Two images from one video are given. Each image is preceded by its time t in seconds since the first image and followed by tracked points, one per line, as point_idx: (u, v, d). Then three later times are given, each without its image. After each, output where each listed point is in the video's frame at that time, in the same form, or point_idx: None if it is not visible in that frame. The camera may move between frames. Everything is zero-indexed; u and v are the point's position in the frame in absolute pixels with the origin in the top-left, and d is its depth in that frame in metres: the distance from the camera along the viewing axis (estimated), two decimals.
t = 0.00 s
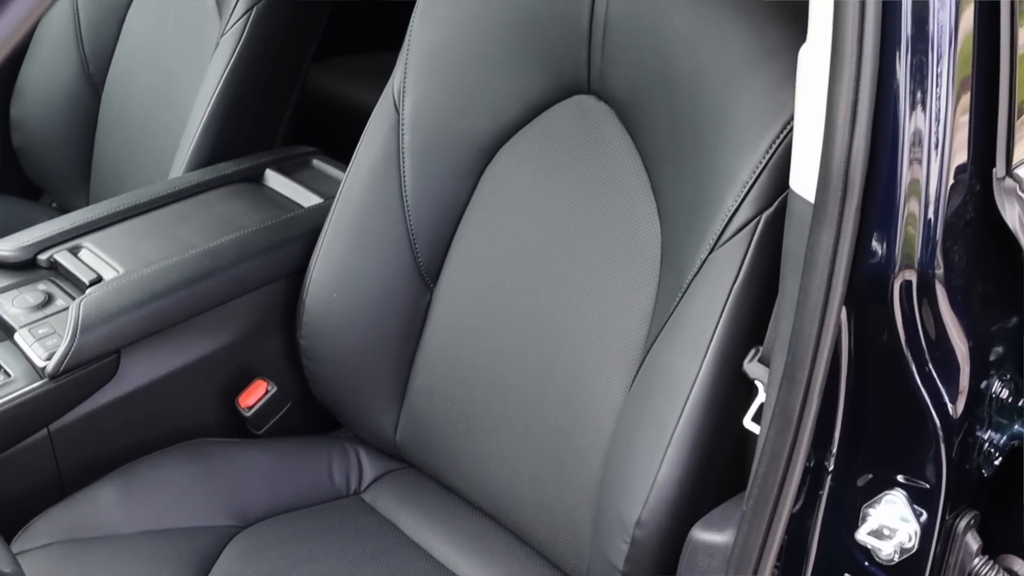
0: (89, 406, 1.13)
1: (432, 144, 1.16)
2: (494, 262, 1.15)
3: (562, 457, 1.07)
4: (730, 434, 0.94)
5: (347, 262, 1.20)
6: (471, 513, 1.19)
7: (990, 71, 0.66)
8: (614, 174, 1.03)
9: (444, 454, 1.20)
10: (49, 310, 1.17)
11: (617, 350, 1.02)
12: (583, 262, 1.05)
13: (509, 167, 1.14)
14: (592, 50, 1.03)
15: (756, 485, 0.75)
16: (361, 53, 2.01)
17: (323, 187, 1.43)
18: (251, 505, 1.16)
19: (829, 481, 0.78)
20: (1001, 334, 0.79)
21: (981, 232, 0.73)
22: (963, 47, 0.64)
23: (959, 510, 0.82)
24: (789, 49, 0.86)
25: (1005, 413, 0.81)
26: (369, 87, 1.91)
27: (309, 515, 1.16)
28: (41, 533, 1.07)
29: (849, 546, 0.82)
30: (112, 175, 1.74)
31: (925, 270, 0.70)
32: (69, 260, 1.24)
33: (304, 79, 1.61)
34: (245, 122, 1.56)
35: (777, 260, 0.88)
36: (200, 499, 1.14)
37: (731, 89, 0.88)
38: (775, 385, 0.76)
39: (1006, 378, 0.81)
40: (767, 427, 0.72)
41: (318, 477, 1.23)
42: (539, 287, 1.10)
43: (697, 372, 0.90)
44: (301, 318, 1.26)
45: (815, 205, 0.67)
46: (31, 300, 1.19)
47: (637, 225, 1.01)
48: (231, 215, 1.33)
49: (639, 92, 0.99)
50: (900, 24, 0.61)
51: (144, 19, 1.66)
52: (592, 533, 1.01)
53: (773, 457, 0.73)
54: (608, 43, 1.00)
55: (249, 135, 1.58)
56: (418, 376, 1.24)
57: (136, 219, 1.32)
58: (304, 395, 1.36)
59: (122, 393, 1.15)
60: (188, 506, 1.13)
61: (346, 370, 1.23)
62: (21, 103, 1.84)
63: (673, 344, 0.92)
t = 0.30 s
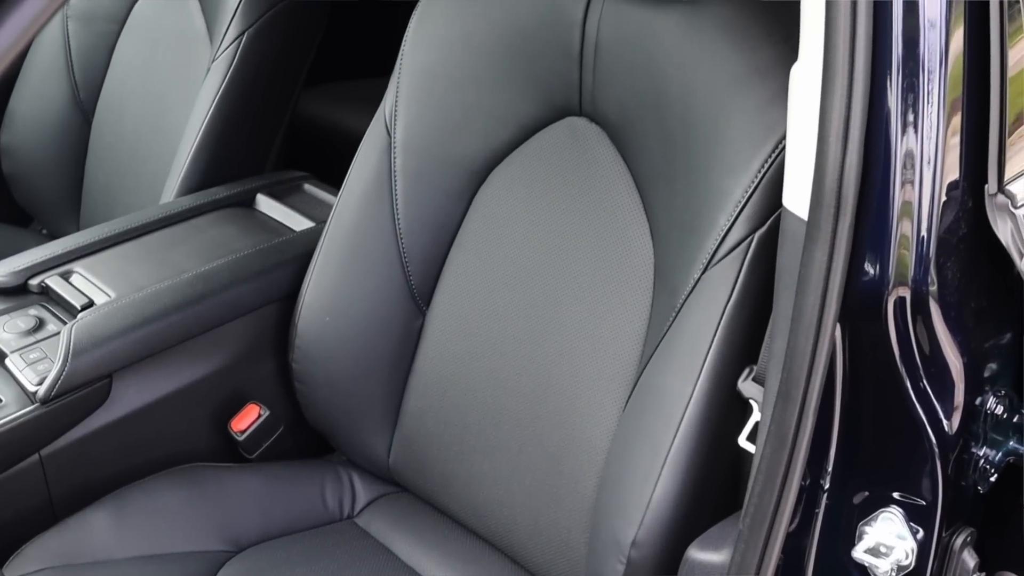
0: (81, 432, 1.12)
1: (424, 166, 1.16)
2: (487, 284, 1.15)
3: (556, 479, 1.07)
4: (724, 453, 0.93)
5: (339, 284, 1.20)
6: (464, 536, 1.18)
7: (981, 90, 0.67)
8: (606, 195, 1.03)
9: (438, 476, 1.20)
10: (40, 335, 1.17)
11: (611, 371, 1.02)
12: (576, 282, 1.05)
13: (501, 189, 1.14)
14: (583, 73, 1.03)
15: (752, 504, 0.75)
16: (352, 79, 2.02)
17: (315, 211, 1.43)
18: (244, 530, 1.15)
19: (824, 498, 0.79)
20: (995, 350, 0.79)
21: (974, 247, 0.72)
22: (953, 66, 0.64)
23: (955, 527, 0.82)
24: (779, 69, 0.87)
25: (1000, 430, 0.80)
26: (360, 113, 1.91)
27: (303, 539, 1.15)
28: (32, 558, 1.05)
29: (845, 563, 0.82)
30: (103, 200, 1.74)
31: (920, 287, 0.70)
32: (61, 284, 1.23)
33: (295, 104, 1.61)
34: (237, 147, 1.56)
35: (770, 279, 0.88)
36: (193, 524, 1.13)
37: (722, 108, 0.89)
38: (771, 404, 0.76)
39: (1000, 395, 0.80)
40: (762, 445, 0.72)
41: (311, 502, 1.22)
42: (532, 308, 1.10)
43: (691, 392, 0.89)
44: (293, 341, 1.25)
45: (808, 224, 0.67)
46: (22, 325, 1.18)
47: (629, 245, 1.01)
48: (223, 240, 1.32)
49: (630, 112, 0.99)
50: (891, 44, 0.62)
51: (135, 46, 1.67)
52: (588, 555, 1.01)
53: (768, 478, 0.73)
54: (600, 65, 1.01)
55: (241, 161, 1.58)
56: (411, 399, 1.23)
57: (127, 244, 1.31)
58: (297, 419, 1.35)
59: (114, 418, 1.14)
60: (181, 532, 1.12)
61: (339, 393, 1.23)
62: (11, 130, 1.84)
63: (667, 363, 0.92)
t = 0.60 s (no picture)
0: (72, 459, 1.11)
1: (417, 190, 1.17)
2: (480, 307, 1.15)
3: (551, 501, 1.06)
4: (720, 473, 0.93)
5: (332, 308, 1.20)
6: (459, 561, 1.18)
7: (972, 110, 0.68)
8: (598, 216, 1.04)
9: (432, 500, 1.19)
10: (32, 361, 1.16)
11: (606, 393, 1.01)
12: (569, 304, 1.05)
13: (493, 211, 1.14)
14: (574, 95, 1.04)
15: (749, 521, 0.75)
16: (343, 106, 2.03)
17: (307, 236, 1.43)
18: (238, 555, 1.14)
19: (821, 517, 0.78)
20: (989, 367, 0.80)
21: (968, 263, 0.73)
22: (945, 87, 0.65)
23: (953, 545, 0.82)
24: (770, 89, 0.87)
25: (995, 446, 0.81)
26: (352, 139, 1.92)
27: (297, 565, 1.14)
28: None
29: None
30: (93, 227, 1.73)
31: (914, 303, 0.70)
32: (52, 310, 1.22)
33: (286, 131, 1.62)
34: (228, 174, 1.56)
35: (764, 298, 0.89)
36: (186, 550, 1.12)
37: (714, 127, 0.89)
38: (766, 423, 0.76)
39: (996, 411, 0.82)
40: (759, 463, 0.72)
41: (305, 527, 1.21)
42: (526, 330, 1.10)
43: (686, 412, 0.89)
44: (286, 367, 1.25)
45: (801, 241, 0.68)
46: (13, 351, 1.17)
47: (622, 267, 1.01)
48: (215, 265, 1.32)
49: (622, 134, 1.00)
50: (882, 67, 0.62)
51: (126, 73, 1.67)
52: None
53: (764, 495, 0.73)
54: (591, 86, 1.02)
55: (232, 188, 1.58)
56: (404, 423, 1.23)
57: (119, 270, 1.31)
58: (290, 445, 1.35)
59: (107, 444, 1.13)
60: (174, 557, 1.11)
61: (332, 418, 1.22)
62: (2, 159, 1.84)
63: (662, 384, 0.92)
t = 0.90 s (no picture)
0: (65, 484, 1.09)
1: (410, 213, 1.16)
2: (474, 330, 1.14)
3: (548, 523, 1.06)
4: (717, 493, 0.93)
5: (325, 332, 1.19)
6: None
7: (965, 129, 0.68)
8: (592, 236, 1.04)
9: (427, 525, 1.18)
10: (24, 387, 1.15)
11: (601, 415, 1.01)
12: (564, 325, 1.05)
13: (487, 233, 1.14)
14: (567, 116, 1.04)
15: (746, 540, 0.75)
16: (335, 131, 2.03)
17: (299, 261, 1.43)
18: None
19: (818, 536, 0.79)
20: (985, 383, 0.80)
21: (963, 279, 0.73)
22: (938, 108, 0.65)
23: (951, 561, 0.83)
24: (763, 107, 0.88)
25: (992, 463, 0.81)
26: (344, 164, 1.92)
27: None
28: None
29: None
30: (86, 253, 1.73)
31: (910, 319, 0.70)
32: (45, 336, 1.22)
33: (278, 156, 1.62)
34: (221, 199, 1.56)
35: (758, 317, 0.89)
36: None
37: (708, 146, 0.90)
38: (763, 442, 0.75)
39: (993, 428, 0.81)
40: (756, 480, 0.72)
41: (300, 552, 1.20)
42: (521, 352, 1.10)
43: (682, 432, 0.89)
44: (279, 392, 1.24)
45: (796, 258, 0.68)
46: (5, 378, 1.16)
47: (616, 287, 1.01)
48: (208, 289, 1.32)
49: (615, 154, 1.00)
50: (875, 88, 0.62)
51: (118, 99, 1.67)
52: None
53: (761, 515, 0.74)
54: (584, 107, 1.02)
55: (225, 213, 1.57)
56: (399, 446, 1.22)
57: (111, 295, 1.30)
58: (285, 469, 1.34)
59: (100, 470, 1.12)
60: None
61: (326, 443, 1.21)
62: None
63: (658, 404, 0.92)
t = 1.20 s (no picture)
0: (59, 510, 1.09)
1: (404, 234, 1.16)
2: (470, 351, 1.14)
3: (545, 545, 1.05)
4: (715, 513, 0.92)
5: (321, 355, 1.19)
6: None
7: (960, 148, 0.69)
8: (588, 257, 1.04)
9: (423, 548, 1.17)
10: (18, 412, 1.14)
11: (598, 435, 1.01)
12: (560, 346, 1.05)
13: (482, 255, 1.14)
14: (561, 138, 1.05)
15: (745, 560, 0.75)
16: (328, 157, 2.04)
17: (294, 285, 1.42)
18: None
19: (817, 555, 0.79)
20: (983, 400, 0.80)
21: (960, 295, 0.74)
22: (934, 128, 0.66)
23: None
24: (757, 125, 0.89)
25: (990, 480, 0.81)
26: (338, 189, 1.92)
27: None
28: None
29: None
30: (80, 279, 1.72)
31: (907, 336, 0.70)
32: (39, 361, 1.21)
33: (272, 180, 1.62)
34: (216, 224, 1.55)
35: (755, 335, 0.89)
36: None
37: (703, 164, 0.90)
38: (761, 461, 0.75)
39: (991, 445, 0.81)
40: (755, 498, 0.72)
41: None
42: (517, 373, 1.09)
43: (680, 451, 0.89)
44: (275, 416, 1.23)
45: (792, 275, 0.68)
46: None
47: (613, 307, 1.01)
48: (203, 314, 1.31)
49: (610, 175, 1.00)
50: (870, 108, 0.63)
51: (111, 125, 1.68)
52: None
53: (760, 535, 0.73)
54: (578, 128, 1.02)
55: (219, 238, 1.57)
56: (395, 469, 1.21)
57: (105, 320, 1.30)
58: (281, 494, 1.33)
59: (94, 495, 1.11)
60: None
61: (322, 466, 1.21)
62: None
63: (655, 423, 0.91)
